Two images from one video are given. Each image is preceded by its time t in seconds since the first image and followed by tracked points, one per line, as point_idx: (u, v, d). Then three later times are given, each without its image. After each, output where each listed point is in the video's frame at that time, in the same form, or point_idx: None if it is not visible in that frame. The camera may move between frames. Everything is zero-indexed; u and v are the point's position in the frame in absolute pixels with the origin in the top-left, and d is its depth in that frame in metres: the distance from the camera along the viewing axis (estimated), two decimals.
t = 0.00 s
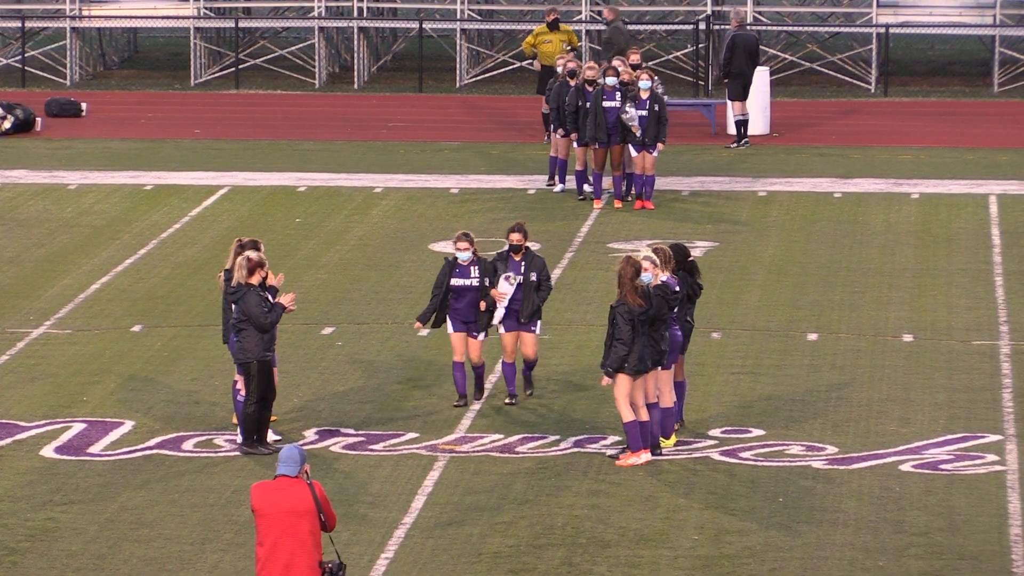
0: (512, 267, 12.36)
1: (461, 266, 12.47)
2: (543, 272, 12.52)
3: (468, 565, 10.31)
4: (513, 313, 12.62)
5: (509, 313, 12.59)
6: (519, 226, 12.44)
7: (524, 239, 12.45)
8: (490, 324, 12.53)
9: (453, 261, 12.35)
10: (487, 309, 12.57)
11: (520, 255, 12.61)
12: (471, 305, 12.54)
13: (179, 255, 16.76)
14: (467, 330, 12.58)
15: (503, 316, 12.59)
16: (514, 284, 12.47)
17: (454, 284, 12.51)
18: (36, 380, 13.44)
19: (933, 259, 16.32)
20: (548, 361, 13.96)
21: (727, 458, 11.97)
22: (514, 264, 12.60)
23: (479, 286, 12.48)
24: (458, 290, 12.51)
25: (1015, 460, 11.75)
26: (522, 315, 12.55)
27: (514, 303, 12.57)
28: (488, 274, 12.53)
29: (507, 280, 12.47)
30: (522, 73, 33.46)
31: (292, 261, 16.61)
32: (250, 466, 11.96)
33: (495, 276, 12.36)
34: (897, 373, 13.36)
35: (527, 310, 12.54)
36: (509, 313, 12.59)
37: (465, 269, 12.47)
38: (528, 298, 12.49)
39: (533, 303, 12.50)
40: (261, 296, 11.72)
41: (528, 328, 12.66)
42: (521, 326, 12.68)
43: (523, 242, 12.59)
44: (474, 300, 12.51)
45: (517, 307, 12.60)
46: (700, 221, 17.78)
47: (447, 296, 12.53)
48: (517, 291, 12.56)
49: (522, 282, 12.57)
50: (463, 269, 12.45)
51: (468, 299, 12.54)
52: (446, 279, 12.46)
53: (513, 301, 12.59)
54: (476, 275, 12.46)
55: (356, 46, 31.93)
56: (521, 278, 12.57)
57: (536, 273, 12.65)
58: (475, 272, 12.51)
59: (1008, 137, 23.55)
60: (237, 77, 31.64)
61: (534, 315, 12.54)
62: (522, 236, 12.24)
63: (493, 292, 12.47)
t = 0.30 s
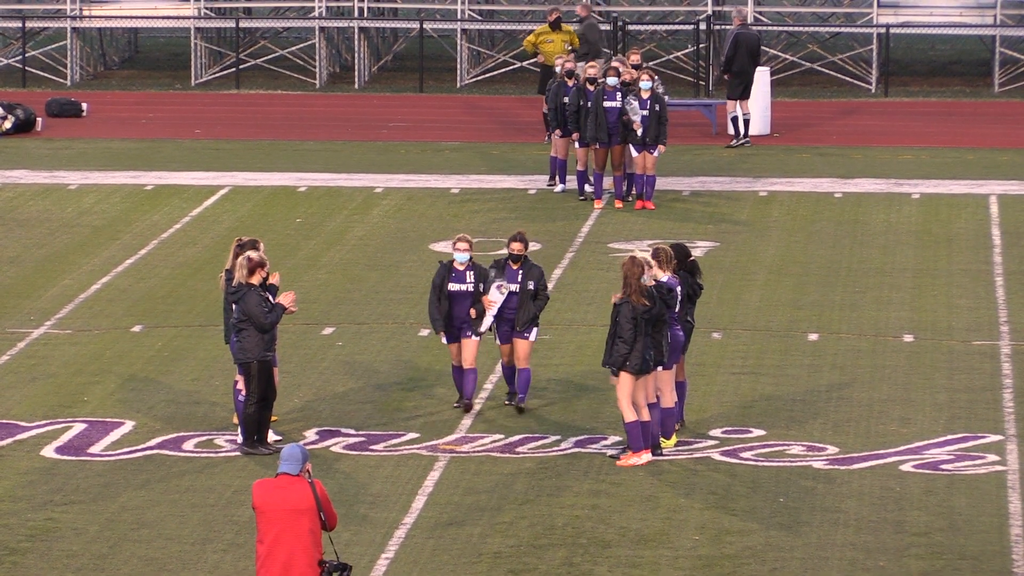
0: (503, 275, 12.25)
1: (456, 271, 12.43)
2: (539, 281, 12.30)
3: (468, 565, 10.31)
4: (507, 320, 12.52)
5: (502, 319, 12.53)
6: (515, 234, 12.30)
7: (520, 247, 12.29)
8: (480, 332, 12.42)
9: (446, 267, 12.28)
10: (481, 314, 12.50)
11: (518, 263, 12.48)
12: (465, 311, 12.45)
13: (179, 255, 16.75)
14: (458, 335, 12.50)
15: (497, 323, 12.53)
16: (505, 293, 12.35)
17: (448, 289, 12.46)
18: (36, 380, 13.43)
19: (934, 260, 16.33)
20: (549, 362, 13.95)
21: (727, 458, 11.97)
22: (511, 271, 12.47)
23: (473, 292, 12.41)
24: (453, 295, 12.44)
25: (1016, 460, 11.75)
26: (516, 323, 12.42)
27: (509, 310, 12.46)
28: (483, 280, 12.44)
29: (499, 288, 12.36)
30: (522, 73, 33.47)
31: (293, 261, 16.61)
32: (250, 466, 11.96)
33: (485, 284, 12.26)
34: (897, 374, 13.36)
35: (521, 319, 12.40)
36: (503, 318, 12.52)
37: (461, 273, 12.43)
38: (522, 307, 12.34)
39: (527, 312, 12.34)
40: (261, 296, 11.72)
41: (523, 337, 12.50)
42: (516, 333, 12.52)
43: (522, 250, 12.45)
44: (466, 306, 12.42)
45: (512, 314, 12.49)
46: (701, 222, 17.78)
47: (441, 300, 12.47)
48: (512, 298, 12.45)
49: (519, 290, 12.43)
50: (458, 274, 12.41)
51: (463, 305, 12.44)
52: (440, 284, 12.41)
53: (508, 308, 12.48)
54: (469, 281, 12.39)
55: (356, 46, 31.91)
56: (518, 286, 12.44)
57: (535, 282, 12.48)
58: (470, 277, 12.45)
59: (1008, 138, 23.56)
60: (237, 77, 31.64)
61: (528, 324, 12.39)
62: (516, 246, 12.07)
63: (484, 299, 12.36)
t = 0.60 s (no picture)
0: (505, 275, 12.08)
1: (458, 274, 12.25)
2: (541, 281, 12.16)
3: (475, 565, 10.32)
4: (511, 320, 12.38)
5: (506, 320, 12.37)
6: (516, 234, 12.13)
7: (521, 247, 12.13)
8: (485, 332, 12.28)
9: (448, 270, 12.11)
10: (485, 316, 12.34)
11: (519, 263, 12.30)
12: (468, 313, 12.31)
13: (185, 256, 16.75)
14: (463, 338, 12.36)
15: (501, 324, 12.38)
16: (503, 291, 12.25)
17: (451, 292, 12.29)
18: (42, 380, 13.43)
19: (940, 260, 16.32)
20: (556, 361, 13.94)
21: (734, 458, 11.97)
22: (513, 271, 12.33)
23: (476, 294, 12.24)
24: (456, 298, 12.28)
25: (1022, 460, 11.75)
26: (519, 323, 12.28)
27: (512, 311, 12.31)
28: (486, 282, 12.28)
29: (496, 287, 12.25)
30: (529, 73, 33.46)
31: (299, 261, 16.61)
32: (257, 467, 11.96)
33: (486, 285, 12.11)
34: (903, 373, 13.35)
35: (525, 319, 12.25)
36: (506, 319, 12.37)
37: (462, 278, 12.24)
38: (526, 307, 12.19)
39: (530, 312, 12.20)
40: (268, 296, 11.70)
41: (526, 336, 12.36)
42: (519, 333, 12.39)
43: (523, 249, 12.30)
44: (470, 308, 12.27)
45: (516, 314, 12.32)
46: (707, 222, 17.78)
47: (445, 304, 12.32)
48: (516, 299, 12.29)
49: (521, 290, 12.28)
50: (460, 278, 12.23)
51: (466, 308, 12.30)
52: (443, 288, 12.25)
53: (511, 308, 12.32)
54: (472, 283, 12.21)
55: (363, 46, 31.89)
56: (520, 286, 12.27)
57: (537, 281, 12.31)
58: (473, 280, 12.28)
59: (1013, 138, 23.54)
60: (243, 77, 31.64)
61: (532, 323, 12.24)
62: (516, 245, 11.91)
63: (486, 300, 12.23)
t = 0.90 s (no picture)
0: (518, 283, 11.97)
1: (468, 281, 12.08)
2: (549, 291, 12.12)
3: (491, 565, 10.31)
4: (519, 331, 12.19)
5: (513, 331, 12.15)
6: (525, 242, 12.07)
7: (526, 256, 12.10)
8: (495, 342, 12.11)
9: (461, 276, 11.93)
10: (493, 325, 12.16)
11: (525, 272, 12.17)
12: (477, 322, 12.12)
13: (200, 255, 16.75)
14: (474, 347, 12.13)
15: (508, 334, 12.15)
16: (521, 300, 12.06)
17: (460, 300, 12.10)
18: (58, 380, 13.43)
19: (956, 259, 16.31)
20: (572, 361, 13.94)
21: (750, 457, 11.97)
22: (518, 281, 12.22)
23: (487, 302, 12.07)
24: (466, 306, 12.07)
25: None
26: (527, 334, 12.12)
27: (519, 321, 12.16)
28: (496, 290, 12.13)
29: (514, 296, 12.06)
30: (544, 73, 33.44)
31: (315, 261, 16.60)
32: (273, 467, 11.96)
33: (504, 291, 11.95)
34: (919, 373, 13.35)
35: (531, 330, 12.12)
36: (513, 330, 12.18)
37: (473, 284, 12.07)
38: (533, 317, 12.09)
39: (537, 322, 12.09)
40: (284, 296, 11.73)
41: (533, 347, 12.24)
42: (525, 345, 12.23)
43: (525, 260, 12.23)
44: (480, 316, 12.08)
45: (522, 325, 12.19)
46: (722, 221, 17.78)
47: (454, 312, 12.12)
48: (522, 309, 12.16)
49: (527, 301, 12.16)
50: (472, 285, 12.05)
51: (476, 317, 12.10)
52: (454, 295, 12.05)
53: (518, 318, 12.16)
54: (483, 291, 12.05)
55: (379, 45, 31.86)
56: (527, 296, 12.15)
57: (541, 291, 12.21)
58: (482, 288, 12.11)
59: None
60: (259, 76, 31.63)
61: (538, 334, 12.13)
62: (524, 251, 11.87)
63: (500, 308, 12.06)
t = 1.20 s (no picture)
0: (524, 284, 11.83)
1: (476, 282, 12.01)
2: (559, 292, 11.91)
3: (509, 565, 10.32)
4: (529, 333, 12.07)
5: (524, 332, 12.04)
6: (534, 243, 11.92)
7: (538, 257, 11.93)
8: (503, 343, 12.03)
9: (467, 278, 11.88)
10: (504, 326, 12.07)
11: (535, 274, 12.05)
12: (487, 323, 12.04)
13: (216, 255, 16.75)
14: (482, 348, 12.06)
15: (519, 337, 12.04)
16: (529, 300, 11.95)
17: (470, 301, 12.03)
18: (76, 380, 13.43)
19: (973, 260, 16.30)
20: (590, 362, 13.94)
21: (767, 458, 11.98)
22: (530, 281, 12.09)
23: (496, 303, 11.99)
24: (475, 307, 12.00)
25: None
26: (537, 336, 11.98)
27: (530, 323, 12.04)
28: (506, 291, 12.03)
29: (522, 295, 11.96)
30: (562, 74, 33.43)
31: (332, 261, 16.62)
32: (291, 467, 11.96)
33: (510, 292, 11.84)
34: (937, 374, 13.34)
35: (541, 332, 11.98)
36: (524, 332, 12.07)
37: (482, 285, 12.00)
38: (541, 318, 11.94)
39: (547, 323, 11.93)
40: (301, 297, 11.70)
41: (545, 348, 12.08)
42: (536, 346, 12.11)
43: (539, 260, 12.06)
44: (489, 318, 12.02)
45: (533, 327, 12.05)
46: (739, 222, 17.78)
47: (464, 313, 12.05)
48: (533, 310, 12.03)
49: (539, 302, 12.02)
50: (480, 286, 11.98)
51: (486, 318, 12.03)
52: (462, 297, 11.98)
53: (529, 320, 12.04)
54: (491, 292, 11.97)
55: (396, 45, 31.87)
56: (538, 297, 12.02)
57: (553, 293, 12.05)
58: (492, 289, 12.03)
59: None
60: (277, 77, 31.64)
61: (547, 336, 11.97)
62: (532, 253, 11.76)
63: (508, 308, 11.95)
